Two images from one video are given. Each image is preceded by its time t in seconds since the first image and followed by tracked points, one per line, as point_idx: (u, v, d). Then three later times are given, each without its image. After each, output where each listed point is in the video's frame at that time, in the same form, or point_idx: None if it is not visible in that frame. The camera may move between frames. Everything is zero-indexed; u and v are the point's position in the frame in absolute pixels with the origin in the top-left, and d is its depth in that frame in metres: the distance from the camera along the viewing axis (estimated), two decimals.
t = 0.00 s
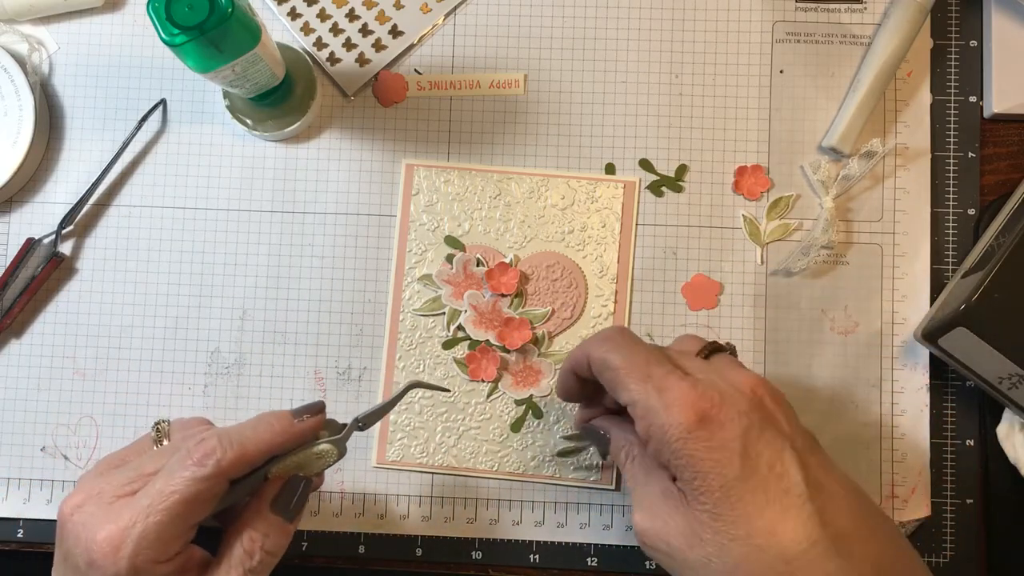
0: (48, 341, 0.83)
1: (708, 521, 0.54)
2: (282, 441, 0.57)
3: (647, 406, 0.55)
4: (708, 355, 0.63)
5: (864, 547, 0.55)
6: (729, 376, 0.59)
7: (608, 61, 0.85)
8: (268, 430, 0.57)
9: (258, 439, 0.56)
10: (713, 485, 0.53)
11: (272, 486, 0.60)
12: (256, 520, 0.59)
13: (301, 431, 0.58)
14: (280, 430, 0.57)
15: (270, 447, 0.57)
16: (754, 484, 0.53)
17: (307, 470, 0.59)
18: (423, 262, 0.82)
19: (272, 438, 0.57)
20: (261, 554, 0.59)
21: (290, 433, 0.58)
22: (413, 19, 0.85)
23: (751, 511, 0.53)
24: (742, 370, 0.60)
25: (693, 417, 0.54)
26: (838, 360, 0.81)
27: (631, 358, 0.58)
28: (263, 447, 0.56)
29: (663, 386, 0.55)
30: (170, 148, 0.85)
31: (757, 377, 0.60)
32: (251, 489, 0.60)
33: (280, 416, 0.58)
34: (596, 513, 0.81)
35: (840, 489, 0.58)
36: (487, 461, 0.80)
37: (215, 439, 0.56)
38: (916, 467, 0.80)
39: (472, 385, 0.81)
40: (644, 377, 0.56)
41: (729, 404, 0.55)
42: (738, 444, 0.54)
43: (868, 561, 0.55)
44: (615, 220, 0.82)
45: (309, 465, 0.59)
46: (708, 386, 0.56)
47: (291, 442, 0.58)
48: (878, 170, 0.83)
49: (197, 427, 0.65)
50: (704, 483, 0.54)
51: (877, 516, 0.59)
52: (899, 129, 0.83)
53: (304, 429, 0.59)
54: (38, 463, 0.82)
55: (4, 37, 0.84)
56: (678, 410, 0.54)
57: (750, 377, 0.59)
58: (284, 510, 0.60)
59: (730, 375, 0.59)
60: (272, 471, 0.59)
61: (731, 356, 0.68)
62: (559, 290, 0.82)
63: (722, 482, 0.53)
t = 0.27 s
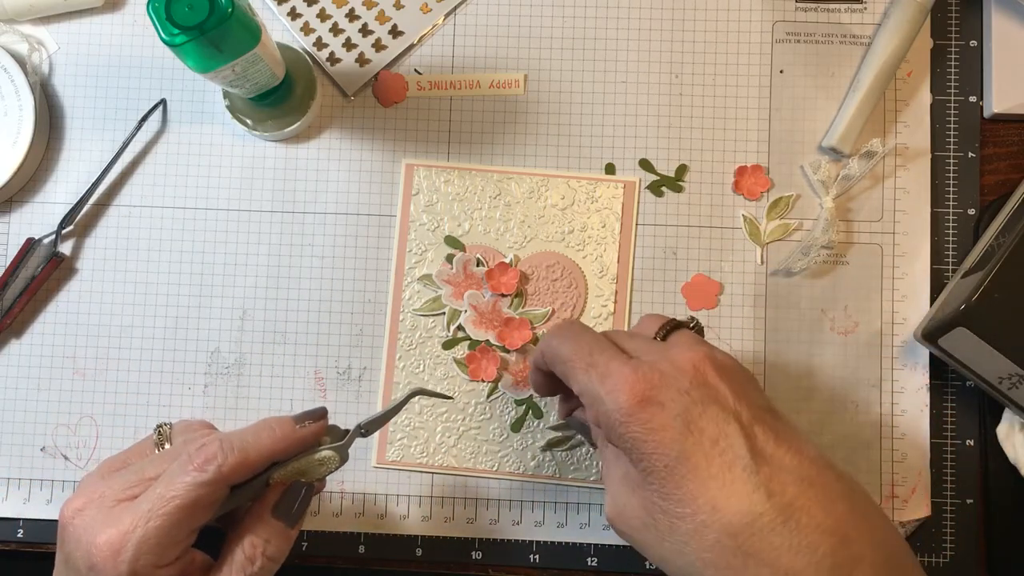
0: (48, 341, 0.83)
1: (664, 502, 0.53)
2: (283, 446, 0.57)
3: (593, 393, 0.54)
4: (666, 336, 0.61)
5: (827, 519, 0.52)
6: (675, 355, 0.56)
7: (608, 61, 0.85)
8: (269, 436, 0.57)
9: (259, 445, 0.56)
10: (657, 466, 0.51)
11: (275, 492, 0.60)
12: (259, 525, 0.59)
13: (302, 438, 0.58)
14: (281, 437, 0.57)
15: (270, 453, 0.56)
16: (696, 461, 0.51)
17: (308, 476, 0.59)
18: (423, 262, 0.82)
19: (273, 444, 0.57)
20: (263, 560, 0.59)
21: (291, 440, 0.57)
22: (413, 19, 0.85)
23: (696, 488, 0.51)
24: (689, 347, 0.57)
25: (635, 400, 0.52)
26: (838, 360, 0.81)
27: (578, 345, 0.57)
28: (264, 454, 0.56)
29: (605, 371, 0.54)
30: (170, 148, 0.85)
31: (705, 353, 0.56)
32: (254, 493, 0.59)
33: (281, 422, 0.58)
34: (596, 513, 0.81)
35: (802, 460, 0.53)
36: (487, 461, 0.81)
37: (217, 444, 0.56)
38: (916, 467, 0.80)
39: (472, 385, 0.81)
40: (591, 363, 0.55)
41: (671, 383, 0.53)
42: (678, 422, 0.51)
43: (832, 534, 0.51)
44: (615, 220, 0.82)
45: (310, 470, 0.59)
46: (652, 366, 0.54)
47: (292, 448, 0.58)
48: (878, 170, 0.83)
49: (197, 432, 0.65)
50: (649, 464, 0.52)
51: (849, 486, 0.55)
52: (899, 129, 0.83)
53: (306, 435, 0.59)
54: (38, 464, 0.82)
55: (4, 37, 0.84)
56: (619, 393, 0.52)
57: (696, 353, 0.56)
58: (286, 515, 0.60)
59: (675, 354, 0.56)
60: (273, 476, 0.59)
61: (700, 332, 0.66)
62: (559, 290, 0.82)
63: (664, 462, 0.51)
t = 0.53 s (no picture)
0: (48, 341, 0.83)
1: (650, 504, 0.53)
2: (285, 451, 0.57)
3: (575, 399, 0.55)
4: (650, 329, 0.62)
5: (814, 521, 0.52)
6: (654, 355, 0.56)
7: (608, 61, 0.85)
8: (272, 440, 0.57)
9: (261, 449, 0.56)
10: (641, 469, 0.52)
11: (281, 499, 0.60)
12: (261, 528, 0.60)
13: (304, 443, 0.58)
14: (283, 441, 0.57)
15: (272, 458, 0.57)
16: (678, 463, 0.51)
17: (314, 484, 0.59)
18: (423, 262, 0.82)
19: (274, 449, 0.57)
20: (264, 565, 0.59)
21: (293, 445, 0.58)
22: (413, 19, 0.85)
23: (680, 491, 0.51)
24: (669, 346, 0.57)
25: (615, 403, 0.52)
26: (838, 360, 0.81)
27: (558, 352, 0.57)
28: (265, 458, 0.56)
29: (585, 377, 0.55)
30: (170, 148, 0.85)
31: (686, 352, 0.56)
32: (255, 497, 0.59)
33: (283, 426, 0.58)
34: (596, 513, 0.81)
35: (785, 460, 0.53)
36: (487, 461, 0.81)
37: (221, 448, 0.56)
38: (916, 467, 0.80)
39: (472, 385, 0.81)
40: (570, 370, 0.56)
41: (649, 385, 0.53)
42: (659, 425, 0.52)
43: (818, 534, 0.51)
44: (615, 220, 0.82)
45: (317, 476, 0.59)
46: (631, 368, 0.54)
47: (294, 454, 0.58)
48: (878, 170, 0.83)
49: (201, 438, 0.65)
50: (633, 467, 0.52)
51: (838, 484, 0.55)
52: (899, 129, 0.83)
53: (309, 441, 0.59)
54: (38, 464, 0.82)
55: (4, 38, 0.84)
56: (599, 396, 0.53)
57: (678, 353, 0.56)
58: (288, 520, 0.60)
59: (654, 354, 0.56)
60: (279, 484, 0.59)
61: (682, 322, 0.69)
62: (559, 290, 0.82)
63: (647, 466, 0.51)
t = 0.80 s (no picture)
0: (48, 341, 0.83)
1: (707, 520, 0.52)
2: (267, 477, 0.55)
3: (636, 421, 0.52)
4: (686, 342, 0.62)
5: (871, 541, 0.53)
6: (714, 372, 0.55)
7: (608, 61, 0.85)
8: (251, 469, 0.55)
9: (240, 480, 0.54)
10: (713, 489, 0.51)
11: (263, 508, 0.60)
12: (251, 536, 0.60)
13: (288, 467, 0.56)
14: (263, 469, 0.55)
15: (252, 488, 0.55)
16: (754, 482, 0.51)
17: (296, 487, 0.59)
18: (423, 262, 0.83)
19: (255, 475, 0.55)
20: None
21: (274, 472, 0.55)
22: (413, 19, 0.85)
23: (752, 510, 0.51)
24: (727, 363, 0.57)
25: (686, 421, 0.51)
26: (838, 360, 0.81)
27: (600, 376, 0.55)
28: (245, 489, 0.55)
29: (642, 398, 0.52)
30: (170, 148, 0.85)
31: (747, 372, 0.56)
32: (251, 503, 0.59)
33: (264, 451, 0.56)
34: (596, 513, 0.81)
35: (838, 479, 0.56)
36: (487, 461, 0.80)
37: (197, 481, 0.55)
38: (916, 467, 0.80)
39: (472, 385, 0.81)
40: (623, 391, 0.53)
41: (717, 404, 0.52)
42: (732, 443, 0.51)
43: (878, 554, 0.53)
44: (615, 220, 0.82)
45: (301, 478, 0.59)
46: (691, 387, 0.53)
47: (277, 478, 0.56)
48: (878, 170, 0.83)
49: (198, 446, 0.63)
50: (705, 486, 0.51)
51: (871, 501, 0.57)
52: (899, 129, 0.83)
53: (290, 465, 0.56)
54: (38, 464, 0.82)
55: (4, 37, 0.84)
56: (667, 415, 0.51)
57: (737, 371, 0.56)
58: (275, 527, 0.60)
59: (715, 372, 0.55)
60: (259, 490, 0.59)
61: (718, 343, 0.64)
62: (559, 290, 0.82)
63: (722, 484, 0.51)
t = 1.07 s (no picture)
0: (48, 341, 0.83)
1: (691, 506, 0.53)
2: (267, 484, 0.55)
3: (624, 413, 0.54)
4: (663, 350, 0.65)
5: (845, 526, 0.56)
6: (698, 365, 0.57)
7: (608, 62, 0.85)
8: (253, 475, 0.55)
9: (240, 485, 0.55)
10: (696, 475, 0.53)
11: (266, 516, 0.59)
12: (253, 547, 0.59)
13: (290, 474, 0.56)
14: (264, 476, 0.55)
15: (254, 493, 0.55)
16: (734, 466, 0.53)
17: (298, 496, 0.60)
18: (423, 262, 0.82)
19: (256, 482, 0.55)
20: None
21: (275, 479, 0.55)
22: (413, 20, 0.85)
23: (733, 495, 0.53)
24: (711, 357, 0.59)
25: (672, 409, 0.53)
26: (838, 360, 0.81)
27: (592, 376, 0.57)
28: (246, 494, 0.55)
29: (631, 392, 0.54)
30: (170, 148, 0.85)
31: (727, 365, 0.59)
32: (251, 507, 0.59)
33: (266, 457, 0.55)
34: (595, 513, 0.81)
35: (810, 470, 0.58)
36: (486, 461, 0.80)
37: (198, 485, 0.55)
38: (916, 467, 0.80)
39: (472, 385, 0.81)
40: (611, 388, 0.55)
41: (702, 393, 0.54)
42: (715, 430, 0.53)
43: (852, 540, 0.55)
44: (615, 220, 0.82)
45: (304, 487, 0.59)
46: (679, 378, 0.55)
47: (278, 483, 0.55)
48: (878, 170, 0.83)
49: (202, 457, 0.64)
50: (688, 473, 0.53)
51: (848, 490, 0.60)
52: (899, 129, 0.83)
53: (291, 470, 0.56)
54: (38, 464, 0.82)
55: (4, 37, 0.84)
56: (655, 403, 0.53)
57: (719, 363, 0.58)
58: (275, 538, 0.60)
59: (699, 365, 0.57)
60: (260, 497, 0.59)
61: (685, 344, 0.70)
62: (559, 290, 0.82)
63: (704, 469, 0.52)
